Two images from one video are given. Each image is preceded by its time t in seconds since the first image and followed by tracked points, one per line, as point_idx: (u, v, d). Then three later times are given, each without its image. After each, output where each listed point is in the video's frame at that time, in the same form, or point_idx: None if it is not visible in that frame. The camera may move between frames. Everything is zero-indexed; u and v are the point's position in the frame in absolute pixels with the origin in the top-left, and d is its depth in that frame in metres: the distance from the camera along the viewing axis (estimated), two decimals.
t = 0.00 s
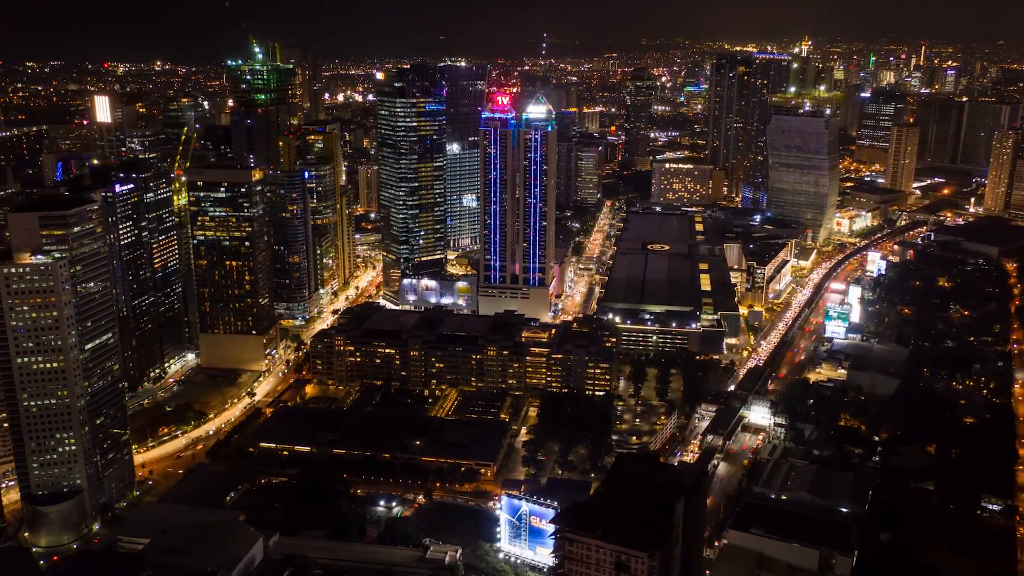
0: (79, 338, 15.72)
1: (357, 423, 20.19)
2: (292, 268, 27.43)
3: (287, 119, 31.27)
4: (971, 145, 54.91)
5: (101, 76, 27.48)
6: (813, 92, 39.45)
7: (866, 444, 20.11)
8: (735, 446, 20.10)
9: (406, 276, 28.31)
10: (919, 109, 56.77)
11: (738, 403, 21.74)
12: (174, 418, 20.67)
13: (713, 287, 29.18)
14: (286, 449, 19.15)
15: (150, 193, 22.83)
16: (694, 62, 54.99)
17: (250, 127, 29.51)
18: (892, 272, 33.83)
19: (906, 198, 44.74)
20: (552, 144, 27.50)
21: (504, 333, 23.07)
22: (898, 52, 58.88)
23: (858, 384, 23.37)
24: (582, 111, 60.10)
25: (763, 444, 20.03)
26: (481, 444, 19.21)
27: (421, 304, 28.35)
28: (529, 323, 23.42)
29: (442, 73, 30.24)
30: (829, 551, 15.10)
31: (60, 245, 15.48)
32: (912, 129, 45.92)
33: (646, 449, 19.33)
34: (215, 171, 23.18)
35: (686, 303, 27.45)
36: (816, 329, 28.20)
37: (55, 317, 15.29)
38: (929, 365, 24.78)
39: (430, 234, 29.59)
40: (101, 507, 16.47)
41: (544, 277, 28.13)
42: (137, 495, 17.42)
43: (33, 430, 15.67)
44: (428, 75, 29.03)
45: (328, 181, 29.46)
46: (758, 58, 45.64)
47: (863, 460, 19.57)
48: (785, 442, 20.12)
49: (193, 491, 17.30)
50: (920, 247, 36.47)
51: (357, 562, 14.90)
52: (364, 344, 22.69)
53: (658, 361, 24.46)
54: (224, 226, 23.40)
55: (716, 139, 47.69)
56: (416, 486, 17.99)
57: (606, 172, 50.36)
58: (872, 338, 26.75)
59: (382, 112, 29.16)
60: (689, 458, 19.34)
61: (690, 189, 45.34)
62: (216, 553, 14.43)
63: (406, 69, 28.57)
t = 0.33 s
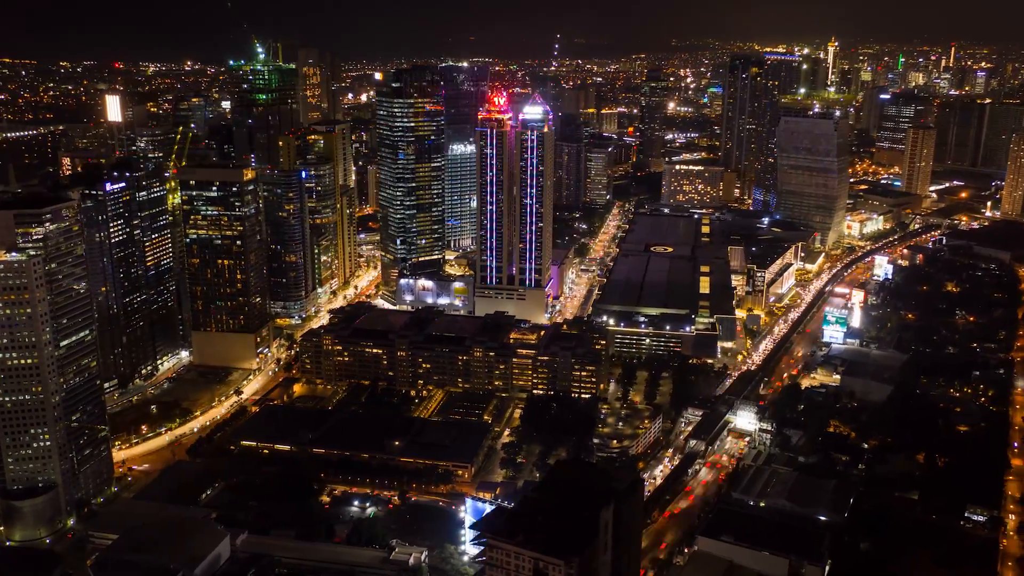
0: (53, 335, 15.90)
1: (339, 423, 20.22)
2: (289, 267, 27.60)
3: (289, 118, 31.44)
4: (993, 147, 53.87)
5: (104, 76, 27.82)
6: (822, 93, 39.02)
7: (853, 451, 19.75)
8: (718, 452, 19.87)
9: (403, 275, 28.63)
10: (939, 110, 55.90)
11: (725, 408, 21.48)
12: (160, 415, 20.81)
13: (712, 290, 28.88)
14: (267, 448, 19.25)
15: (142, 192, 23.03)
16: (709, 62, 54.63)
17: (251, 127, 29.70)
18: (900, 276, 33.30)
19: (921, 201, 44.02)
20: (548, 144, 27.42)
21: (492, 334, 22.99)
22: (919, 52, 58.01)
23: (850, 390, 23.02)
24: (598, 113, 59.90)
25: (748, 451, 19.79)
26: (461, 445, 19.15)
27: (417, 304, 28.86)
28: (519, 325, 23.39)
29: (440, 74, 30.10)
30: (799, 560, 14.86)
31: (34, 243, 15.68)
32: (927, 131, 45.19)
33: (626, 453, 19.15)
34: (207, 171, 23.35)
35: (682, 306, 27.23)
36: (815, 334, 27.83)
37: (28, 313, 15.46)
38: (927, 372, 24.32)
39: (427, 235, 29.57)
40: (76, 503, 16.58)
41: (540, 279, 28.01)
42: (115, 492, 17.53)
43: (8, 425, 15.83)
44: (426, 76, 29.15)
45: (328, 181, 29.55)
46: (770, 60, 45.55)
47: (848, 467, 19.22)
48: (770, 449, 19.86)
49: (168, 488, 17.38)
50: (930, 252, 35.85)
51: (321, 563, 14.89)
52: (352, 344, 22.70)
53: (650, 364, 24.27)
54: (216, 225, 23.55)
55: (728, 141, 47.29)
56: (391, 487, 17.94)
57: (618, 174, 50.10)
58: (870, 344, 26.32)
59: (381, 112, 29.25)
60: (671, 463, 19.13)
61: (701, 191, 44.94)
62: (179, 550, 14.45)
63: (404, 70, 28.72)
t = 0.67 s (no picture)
0: (30, 331, 16.10)
1: (321, 422, 20.27)
2: (286, 266, 27.74)
3: (291, 118, 31.57)
4: (1015, 151, 52.81)
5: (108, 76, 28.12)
6: (832, 94, 38.52)
7: (838, 459, 19.42)
8: (701, 457, 19.66)
9: (401, 275, 28.71)
10: (960, 112, 54.94)
11: (711, 412, 21.27)
12: (147, 412, 20.98)
13: (711, 293, 28.60)
14: (247, 446, 19.40)
15: (136, 190, 23.24)
16: (725, 63, 54.14)
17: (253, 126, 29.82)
18: (907, 281, 32.74)
19: (936, 205, 43.27)
20: (543, 146, 27.33)
21: (480, 335, 22.92)
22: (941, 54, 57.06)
23: (843, 396, 22.66)
24: (614, 113, 59.68)
25: (732, 457, 19.57)
26: (440, 446, 19.10)
27: (414, 303, 28.94)
28: (507, 327, 23.28)
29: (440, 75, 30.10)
30: (767, 568, 14.64)
31: (11, 241, 15.87)
32: (944, 133, 44.43)
33: (606, 456, 19.02)
34: (200, 170, 23.48)
35: (678, 309, 26.98)
36: (814, 339, 27.46)
37: (4, 310, 15.66)
38: (924, 378, 23.87)
39: (425, 235, 29.55)
40: (53, 498, 16.75)
41: (536, 280, 27.88)
42: (94, 487, 17.70)
43: None
44: (425, 76, 29.15)
45: (328, 180, 29.65)
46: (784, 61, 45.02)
47: (833, 475, 18.90)
48: (753, 455, 19.62)
49: (146, 484, 17.51)
50: (940, 256, 35.22)
51: (287, 562, 14.92)
52: (340, 344, 22.75)
53: (641, 367, 24.08)
54: (208, 223, 23.73)
55: (741, 142, 46.83)
56: (367, 487, 17.91)
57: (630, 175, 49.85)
58: (869, 349, 25.90)
59: (379, 112, 29.26)
60: (651, 468, 18.96)
61: (712, 193, 44.53)
62: (145, 547, 14.56)
63: (403, 70, 28.72)
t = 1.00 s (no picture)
0: (7, 327, 16.32)
1: (304, 421, 20.36)
2: (283, 265, 27.84)
3: (293, 117, 31.69)
4: None
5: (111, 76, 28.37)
6: (842, 96, 37.97)
7: (823, 466, 19.12)
8: (682, 462, 19.48)
9: (398, 275, 28.76)
10: (981, 115, 53.97)
11: (697, 416, 21.06)
12: (135, 408, 21.18)
13: (710, 295, 28.32)
14: (229, 443, 19.57)
15: (130, 188, 23.45)
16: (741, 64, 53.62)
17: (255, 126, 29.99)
18: (914, 285, 32.21)
19: (951, 208, 42.55)
20: (542, 147, 27.24)
21: (468, 336, 22.86)
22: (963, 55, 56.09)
23: (834, 402, 22.34)
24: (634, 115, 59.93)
25: (713, 462, 19.38)
26: (419, 446, 19.08)
27: (412, 303, 28.91)
28: (496, 327, 23.21)
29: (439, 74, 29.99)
30: None
31: None
32: (960, 136, 43.70)
33: (585, 459, 18.91)
34: (193, 168, 23.66)
35: (674, 311, 26.74)
36: (812, 343, 27.10)
37: None
38: (921, 384, 23.46)
39: (423, 235, 29.53)
40: (31, 492, 16.93)
41: (532, 281, 27.78)
42: (74, 482, 17.89)
43: None
44: (423, 76, 29.04)
45: (328, 179, 29.70)
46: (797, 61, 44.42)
47: (815, 483, 18.63)
48: (736, 461, 19.42)
49: (124, 480, 17.66)
50: (950, 261, 34.63)
51: (253, 560, 14.97)
52: (328, 343, 22.80)
53: (631, 370, 23.91)
54: (201, 222, 23.91)
55: (754, 143, 46.29)
56: (343, 486, 17.93)
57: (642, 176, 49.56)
58: (867, 355, 25.51)
59: (378, 112, 29.23)
60: (630, 472, 18.83)
61: (723, 194, 44.11)
62: (112, 544, 14.64)
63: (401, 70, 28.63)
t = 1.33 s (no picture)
0: None
1: (286, 419, 20.47)
2: (280, 264, 27.95)
3: (295, 116, 31.84)
4: None
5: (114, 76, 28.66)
6: (852, 97, 37.42)
7: (806, 473, 18.86)
8: (662, 466, 19.33)
9: (395, 274, 28.57)
10: (1003, 116, 52.97)
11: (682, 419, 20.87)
12: (122, 404, 21.38)
13: (707, 297, 28.07)
14: (210, 440, 19.69)
15: (124, 185, 23.68)
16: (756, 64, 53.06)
17: (257, 125, 30.12)
18: (919, 290, 31.70)
19: (965, 211, 41.84)
20: (537, 145, 27.09)
21: (456, 336, 22.82)
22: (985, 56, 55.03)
23: (823, 407, 22.04)
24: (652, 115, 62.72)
25: (695, 467, 19.22)
26: (398, 446, 19.11)
27: (408, 302, 28.63)
28: (484, 328, 23.16)
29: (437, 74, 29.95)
30: None
31: None
32: (976, 137, 42.96)
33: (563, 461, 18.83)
34: (186, 166, 23.83)
35: (668, 313, 26.53)
36: (809, 347, 26.78)
37: None
38: (915, 390, 23.06)
39: (421, 235, 29.53)
40: (10, 485, 17.14)
41: (527, 281, 27.70)
42: (54, 476, 18.11)
43: None
44: (420, 76, 28.95)
45: (328, 178, 29.78)
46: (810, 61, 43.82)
47: (795, 489, 18.37)
48: (718, 466, 19.25)
49: (103, 475, 17.83)
50: (959, 265, 34.05)
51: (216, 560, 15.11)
52: (316, 341, 22.87)
53: (621, 372, 23.76)
54: (194, 220, 24.15)
55: (767, 144, 45.78)
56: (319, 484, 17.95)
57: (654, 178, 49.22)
58: (863, 359, 25.13)
59: (375, 112, 29.22)
60: (608, 475, 18.72)
61: (733, 196, 43.69)
62: (80, 537, 14.82)
63: (398, 70, 28.54)
